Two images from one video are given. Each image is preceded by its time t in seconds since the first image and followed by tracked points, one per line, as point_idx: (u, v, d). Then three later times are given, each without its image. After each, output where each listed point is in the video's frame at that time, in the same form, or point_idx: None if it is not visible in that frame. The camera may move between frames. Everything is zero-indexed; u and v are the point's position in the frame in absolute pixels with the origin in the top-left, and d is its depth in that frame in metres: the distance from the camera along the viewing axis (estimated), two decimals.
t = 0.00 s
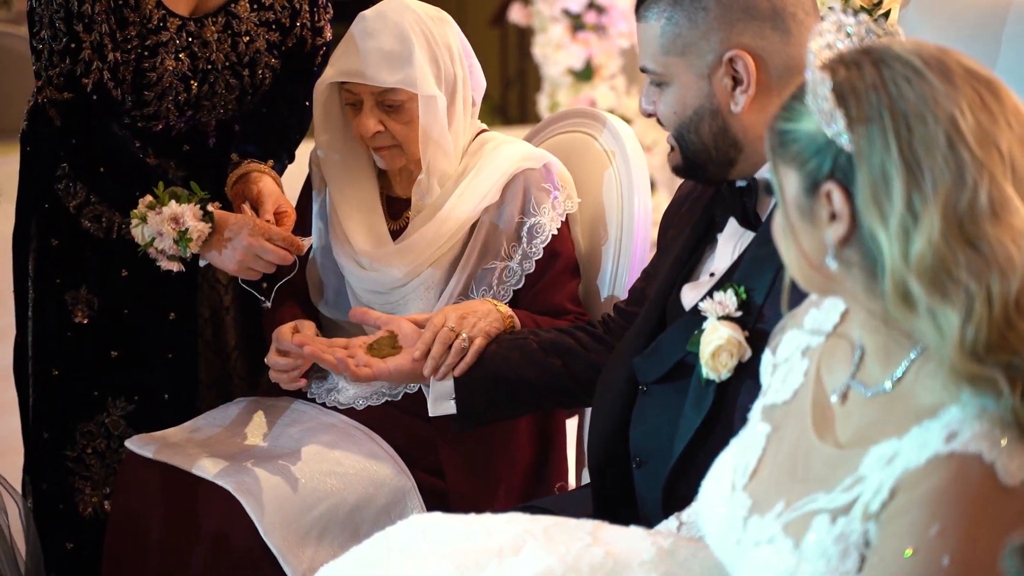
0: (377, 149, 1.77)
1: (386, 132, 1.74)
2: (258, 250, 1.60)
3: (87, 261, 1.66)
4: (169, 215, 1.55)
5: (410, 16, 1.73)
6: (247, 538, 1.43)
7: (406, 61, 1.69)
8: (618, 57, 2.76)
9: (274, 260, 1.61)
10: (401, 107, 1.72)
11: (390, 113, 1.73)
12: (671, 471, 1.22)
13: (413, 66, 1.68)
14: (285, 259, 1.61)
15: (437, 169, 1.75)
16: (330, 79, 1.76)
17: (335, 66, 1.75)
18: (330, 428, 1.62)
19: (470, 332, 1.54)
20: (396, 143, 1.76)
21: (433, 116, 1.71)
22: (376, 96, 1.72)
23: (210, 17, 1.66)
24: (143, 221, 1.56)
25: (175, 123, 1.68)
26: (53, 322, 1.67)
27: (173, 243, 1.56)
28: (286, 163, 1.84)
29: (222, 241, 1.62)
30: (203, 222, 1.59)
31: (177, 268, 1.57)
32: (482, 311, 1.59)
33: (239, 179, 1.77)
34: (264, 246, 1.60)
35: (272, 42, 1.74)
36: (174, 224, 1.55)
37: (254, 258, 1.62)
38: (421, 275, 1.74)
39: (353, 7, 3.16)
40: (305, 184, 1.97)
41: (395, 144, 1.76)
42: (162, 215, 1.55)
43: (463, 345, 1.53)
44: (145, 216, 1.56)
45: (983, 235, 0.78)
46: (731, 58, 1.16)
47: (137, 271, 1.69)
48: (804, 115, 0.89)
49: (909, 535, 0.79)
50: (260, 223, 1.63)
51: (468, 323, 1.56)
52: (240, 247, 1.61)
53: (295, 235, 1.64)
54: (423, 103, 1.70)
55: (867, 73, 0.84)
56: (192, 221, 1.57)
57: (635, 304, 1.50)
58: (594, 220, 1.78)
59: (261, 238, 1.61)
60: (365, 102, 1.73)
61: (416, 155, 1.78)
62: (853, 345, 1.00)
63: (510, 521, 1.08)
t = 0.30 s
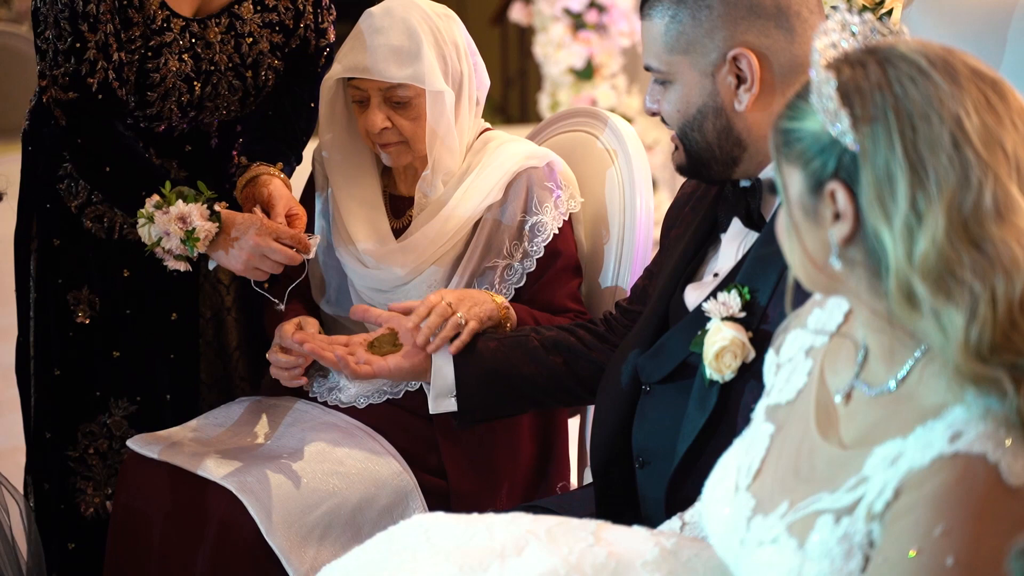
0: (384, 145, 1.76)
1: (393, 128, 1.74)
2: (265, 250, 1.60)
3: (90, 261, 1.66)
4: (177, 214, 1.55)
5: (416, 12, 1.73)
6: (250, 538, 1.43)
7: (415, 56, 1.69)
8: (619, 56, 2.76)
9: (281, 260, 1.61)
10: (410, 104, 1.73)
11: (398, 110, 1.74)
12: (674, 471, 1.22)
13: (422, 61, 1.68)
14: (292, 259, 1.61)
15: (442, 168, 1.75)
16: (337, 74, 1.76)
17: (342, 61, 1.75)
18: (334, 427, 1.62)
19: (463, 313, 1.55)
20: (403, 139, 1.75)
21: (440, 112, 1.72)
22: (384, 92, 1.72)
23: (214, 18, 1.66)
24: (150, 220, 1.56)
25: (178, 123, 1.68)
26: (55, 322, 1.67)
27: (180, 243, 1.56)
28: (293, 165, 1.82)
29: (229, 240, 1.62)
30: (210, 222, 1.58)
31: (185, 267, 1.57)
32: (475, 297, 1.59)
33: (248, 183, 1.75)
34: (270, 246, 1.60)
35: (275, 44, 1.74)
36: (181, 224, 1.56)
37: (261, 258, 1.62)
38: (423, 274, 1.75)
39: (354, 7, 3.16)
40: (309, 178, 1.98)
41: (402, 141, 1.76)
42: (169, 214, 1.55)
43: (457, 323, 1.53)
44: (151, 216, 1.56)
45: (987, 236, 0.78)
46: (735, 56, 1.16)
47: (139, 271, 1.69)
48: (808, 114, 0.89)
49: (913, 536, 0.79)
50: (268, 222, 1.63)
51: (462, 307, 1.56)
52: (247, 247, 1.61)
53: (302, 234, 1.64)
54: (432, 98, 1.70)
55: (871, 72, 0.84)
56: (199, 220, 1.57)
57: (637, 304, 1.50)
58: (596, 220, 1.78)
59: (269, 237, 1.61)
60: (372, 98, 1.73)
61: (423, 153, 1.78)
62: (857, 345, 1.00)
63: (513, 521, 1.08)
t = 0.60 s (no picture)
0: (388, 143, 1.76)
1: (398, 125, 1.74)
2: (270, 252, 1.60)
3: (90, 263, 1.66)
4: (183, 216, 1.55)
5: (424, 9, 1.74)
6: (250, 539, 1.43)
7: (422, 53, 1.69)
8: (620, 56, 2.76)
9: (287, 262, 1.59)
10: (416, 100, 1.73)
11: (404, 108, 1.74)
12: (674, 472, 1.22)
13: (430, 58, 1.69)
14: (298, 261, 1.60)
15: (445, 168, 1.75)
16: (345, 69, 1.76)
17: (349, 57, 1.75)
18: (334, 428, 1.62)
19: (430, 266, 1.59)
20: (407, 137, 1.76)
21: (445, 111, 1.72)
22: (390, 89, 1.73)
23: (215, 22, 1.67)
24: (156, 224, 1.56)
25: (179, 126, 1.68)
26: (55, 323, 1.67)
27: (187, 246, 1.56)
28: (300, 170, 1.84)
29: (235, 242, 1.62)
30: (217, 224, 1.58)
31: (191, 269, 1.57)
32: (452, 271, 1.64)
33: (256, 186, 1.76)
34: (276, 247, 1.59)
35: (276, 47, 1.74)
36: (188, 227, 1.55)
37: (266, 260, 1.61)
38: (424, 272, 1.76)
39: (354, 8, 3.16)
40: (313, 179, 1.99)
41: (407, 139, 1.76)
42: (176, 217, 1.55)
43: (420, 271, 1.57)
44: (158, 219, 1.56)
45: (987, 236, 0.78)
46: (736, 57, 1.16)
47: (139, 273, 1.69)
48: (808, 115, 0.89)
49: (914, 537, 0.79)
50: (274, 225, 1.62)
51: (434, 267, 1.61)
52: (252, 249, 1.61)
53: (308, 237, 1.63)
54: (438, 96, 1.72)
55: (871, 73, 0.84)
56: (205, 223, 1.57)
57: (636, 300, 1.51)
58: (596, 221, 1.79)
59: (275, 240, 1.60)
60: (379, 93, 1.74)
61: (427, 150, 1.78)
62: (857, 346, 1.00)
63: (513, 522, 1.08)
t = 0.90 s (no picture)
0: (391, 141, 1.76)
1: (402, 124, 1.75)
2: (278, 256, 1.58)
3: (87, 266, 1.66)
4: (191, 219, 1.55)
5: (430, 9, 1.74)
6: (247, 540, 1.43)
7: (430, 52, 1.70)
8: (618, 59, 2.77)
9: (293, 266, 1.58)
10: (421, 99, 1.74)
11: (408, 106, 1.74)
12: (672, 474, 1.22)
13: (436, 56, 1.69)
14: (304, 265, 1.58)
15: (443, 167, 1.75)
16: (350, 67, 1.76)
17: (355, 55, 1.75)
18: (331, 429, 1.63)
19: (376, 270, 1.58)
20: (410, 136, 1.76)
21: (449, 111, 1.73)
22: (395, 88, 1.73)
23: (215, 27, 1.67)
24: (164, 226, 1.55)
25: (178, 131, 1.68)
26: (52, 326, 1.67)
27: (196, 248, 1.56)
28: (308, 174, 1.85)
29: (243, 245, 1.61)
30: (226, 227, 1.57)
31: (199, 272, 1.56)
32: (414, 271, 1.63)
33: (265, 193, 1.77)
34: (283, 251, 1.58)
35: (275, 53, 1.76)
36: (196, 229, 1.55)
37: (273, 263, 1.60)
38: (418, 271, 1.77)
39: (354, 11, 3.17)
40: (313, 180, 2.01)
41: (410, 138, 1.76)
42: (184, 220, 1.54)
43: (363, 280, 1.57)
44: (166, 221, 1.55)
45: (983, 238, 0.78)
46: (732, 60, 1.16)
47: (136, 276, 1.70)
48: (805, 116, 0.89)
49: (910, 538, 0.79)
50: (282, 228, 1.61)
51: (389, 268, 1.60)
52: (259, 252, 1.59)
53: (316, 242, 1.61)
54: (443, 95, 1.72)
55: (869, 75, 0.84)
56: (214, 225, 1.56)
57: (634, 302, 1.51)
58: (594, 223, 1.79)
59: (282, 243, 1.58)
60: (384, 92, 1.74)
61: (429, 150, 1.78)
62: (853, 347, 1.00)
63: (509, 524, 1.08)
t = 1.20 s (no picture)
0: (392, 138, 1.77)
1: (404, 122, 1.75)
2: (285, 262, 1.55)
3: (85, 268, 1.66)
4: (200, 222, 1.51)
5: (433, 7, 1.74)
6: (246, 541, 1.43)
7: (433, 49, 1.70)
8: (617, 59, 2.77)
9: (301, 272, 1.55)
10: (423, 97, 1.74)
11: (411, 104, 1.75)
12: (670, 474, 1.22)
13: (440, 54, 1.70)
14: (312, 271, 1.56)
15: (440, 163, 1.76)
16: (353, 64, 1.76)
17: (359, 52, 1.75)
18: (329, 429, 1.62)
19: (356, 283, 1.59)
20: (411, 133, 1.77)
21: (449, 109, 1.74)
22: (398, 85, 1.74)
23: (215, 29, 1.67)
24: (173, 228, 1.53)
25: (177, 132, 1.69)
26: (50, 328, 1.66)
27: (203, 251, 1.52)
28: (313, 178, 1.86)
29: (251, 249, 1.57)
30: (234, 230, 1.54)
31: (207, 275, 1.52)
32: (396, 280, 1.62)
33: (270, 197, 1.77)
34: (292, 258, 1.55)
35: (274, 54, 1.76)
36: (205, 232, 1.52)
37: (281, 269, 1.56)
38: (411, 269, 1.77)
39: (354, 11, 3.17)
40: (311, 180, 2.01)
41: (411, 137, 1.77)
42: (193, 222, 1.51)
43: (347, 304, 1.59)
44: (175, 224, 1.53)
45: (979, 239, 0.78)
46: (731, 61, 1.17)
47: (134, 278, 1.70)
48: (802, 117, 0.89)
49: (906, 538, 0.79)
50: (290, 233, 1.58)
51: (371, 280, 1.60)
52: (267, 257, 1.56)
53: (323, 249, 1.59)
54: (444, 91, 1.73)
55: (866, 76, 0.84)
56: (223, 229, 1.53)
57: (632, 304, 1.51)
58: (592, 223, 1.80)
59: (289, 248, 1.56)
60: (386, 89, 1.74)
61: (430, 149, 1.79)
62: (850, 347, 1.01)
63: (507, 524, 1.08)
